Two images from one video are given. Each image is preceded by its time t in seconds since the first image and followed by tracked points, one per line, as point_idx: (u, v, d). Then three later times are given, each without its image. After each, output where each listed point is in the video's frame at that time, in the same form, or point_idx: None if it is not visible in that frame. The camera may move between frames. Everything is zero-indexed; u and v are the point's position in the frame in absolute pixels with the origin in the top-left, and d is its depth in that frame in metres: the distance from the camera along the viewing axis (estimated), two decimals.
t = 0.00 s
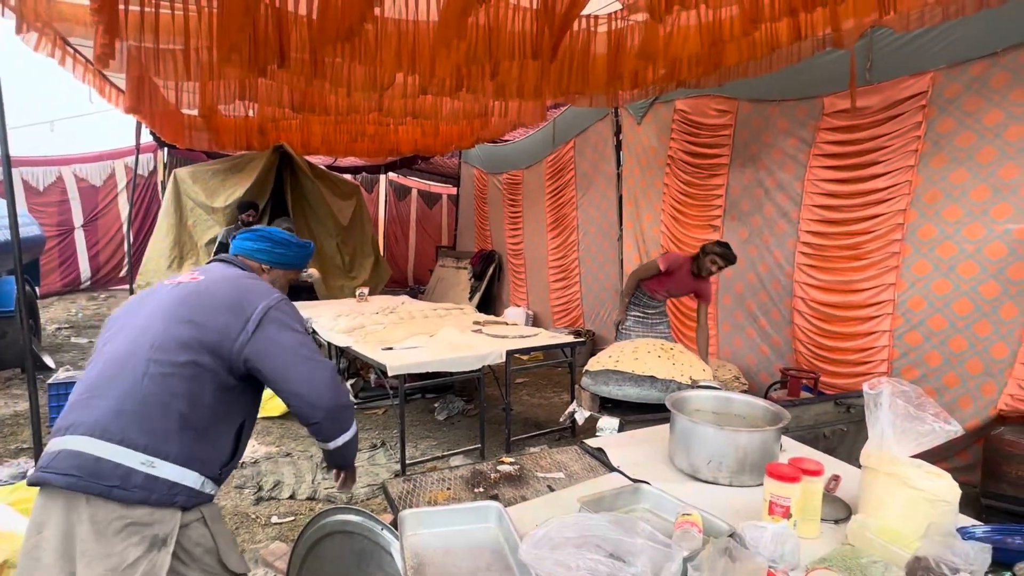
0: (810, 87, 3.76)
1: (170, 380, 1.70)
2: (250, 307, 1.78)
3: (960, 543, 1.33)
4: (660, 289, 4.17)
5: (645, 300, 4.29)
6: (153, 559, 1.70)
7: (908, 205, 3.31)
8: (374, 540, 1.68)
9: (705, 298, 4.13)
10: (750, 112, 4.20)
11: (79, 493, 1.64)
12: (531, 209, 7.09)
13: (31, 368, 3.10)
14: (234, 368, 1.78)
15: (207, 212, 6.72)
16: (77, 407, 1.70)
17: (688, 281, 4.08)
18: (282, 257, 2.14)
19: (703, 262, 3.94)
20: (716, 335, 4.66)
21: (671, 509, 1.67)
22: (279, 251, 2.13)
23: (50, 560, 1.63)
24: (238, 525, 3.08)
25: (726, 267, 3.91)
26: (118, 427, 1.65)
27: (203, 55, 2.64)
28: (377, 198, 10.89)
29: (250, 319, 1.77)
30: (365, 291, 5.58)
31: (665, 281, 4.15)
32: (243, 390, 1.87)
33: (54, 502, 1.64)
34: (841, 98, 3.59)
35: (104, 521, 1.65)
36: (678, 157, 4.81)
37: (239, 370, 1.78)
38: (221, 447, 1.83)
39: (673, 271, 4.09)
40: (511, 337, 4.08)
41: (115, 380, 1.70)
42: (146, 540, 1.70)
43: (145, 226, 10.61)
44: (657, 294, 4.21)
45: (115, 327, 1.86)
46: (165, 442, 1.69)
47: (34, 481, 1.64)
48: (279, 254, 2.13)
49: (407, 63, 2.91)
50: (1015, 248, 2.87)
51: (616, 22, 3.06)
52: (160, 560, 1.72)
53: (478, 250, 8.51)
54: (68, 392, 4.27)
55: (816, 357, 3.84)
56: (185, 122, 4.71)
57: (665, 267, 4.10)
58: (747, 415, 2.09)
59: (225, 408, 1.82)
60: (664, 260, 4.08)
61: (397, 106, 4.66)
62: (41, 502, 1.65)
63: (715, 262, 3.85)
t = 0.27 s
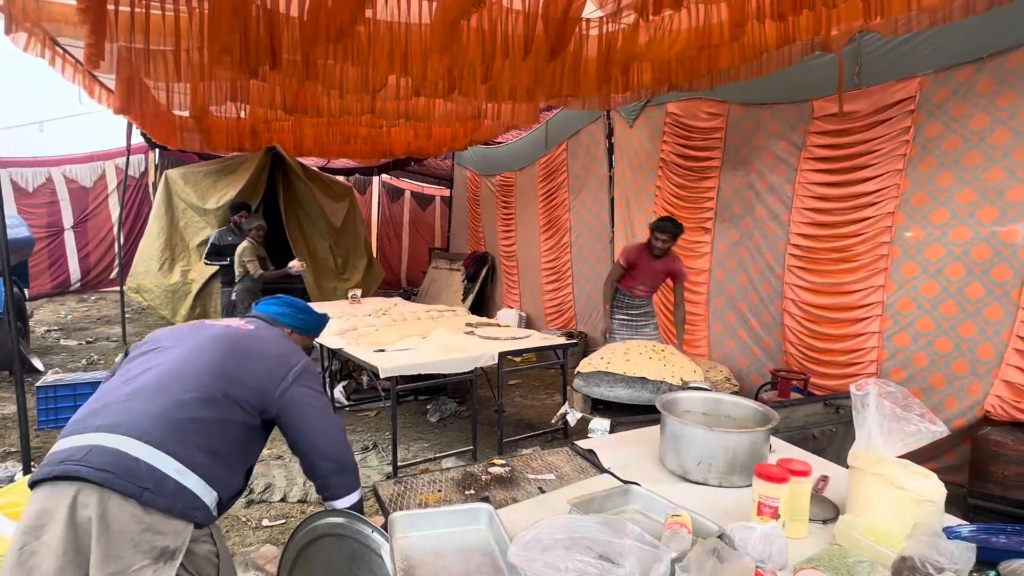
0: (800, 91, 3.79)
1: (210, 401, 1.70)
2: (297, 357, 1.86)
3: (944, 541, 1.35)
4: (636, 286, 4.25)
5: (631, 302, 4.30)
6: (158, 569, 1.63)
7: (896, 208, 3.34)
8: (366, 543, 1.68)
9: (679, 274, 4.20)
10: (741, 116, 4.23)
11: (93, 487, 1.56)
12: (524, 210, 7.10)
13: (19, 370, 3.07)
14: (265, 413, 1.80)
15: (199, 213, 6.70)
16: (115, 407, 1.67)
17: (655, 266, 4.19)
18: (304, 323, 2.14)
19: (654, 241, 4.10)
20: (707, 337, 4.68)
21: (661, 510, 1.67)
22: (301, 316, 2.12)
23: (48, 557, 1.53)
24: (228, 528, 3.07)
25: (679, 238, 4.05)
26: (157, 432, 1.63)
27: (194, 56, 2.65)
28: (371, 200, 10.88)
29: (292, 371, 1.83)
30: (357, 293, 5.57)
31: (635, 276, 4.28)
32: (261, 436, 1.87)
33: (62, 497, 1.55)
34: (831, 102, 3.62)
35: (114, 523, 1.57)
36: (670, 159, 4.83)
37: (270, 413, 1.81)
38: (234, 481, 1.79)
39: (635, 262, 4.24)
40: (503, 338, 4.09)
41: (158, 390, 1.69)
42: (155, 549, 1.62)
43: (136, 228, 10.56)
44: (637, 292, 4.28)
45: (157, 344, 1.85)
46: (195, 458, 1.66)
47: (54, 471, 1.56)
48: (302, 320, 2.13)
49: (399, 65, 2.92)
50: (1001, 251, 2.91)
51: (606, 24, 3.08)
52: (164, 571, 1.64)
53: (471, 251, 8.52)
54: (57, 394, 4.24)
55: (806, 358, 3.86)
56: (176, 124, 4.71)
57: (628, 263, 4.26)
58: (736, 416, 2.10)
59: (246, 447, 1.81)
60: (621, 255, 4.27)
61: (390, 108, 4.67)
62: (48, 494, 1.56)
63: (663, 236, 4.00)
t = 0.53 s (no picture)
0: (792, 92, 3.81)
1: (242, 421, 1.80)
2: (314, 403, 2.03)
3: (932, 540, 1.35)
4: (613, 285, 4.44)
5: (618, 301, 4.44)
6: (177, 568, 1.63)
7: (887, 209, 3.36)
8: (359, 544, 1.70)
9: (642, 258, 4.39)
10: (733, 117, 4.25)
11: (126, 478, 1.56)
12: (518, 211, 7.11)
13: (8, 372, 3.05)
14: (283, 450, 1.91)
15: (191, 214, 6.68)
16: (152, 412, 1.72)
17: (617, 262, 4.40)
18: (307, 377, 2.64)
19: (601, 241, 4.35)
20: (700, 338, 4.70)
21: (654, 510, 1.68)
22: (305, 372, 2.66)
23: (69, 550, 1.49)
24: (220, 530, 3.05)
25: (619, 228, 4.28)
26: (194, 436, 1.69)
27: (185, 56, 2.63)
28: (365, 200, 10.85)
29: (310, 413, 1.98)
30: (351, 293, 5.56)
31: (606, 278, 4.48)
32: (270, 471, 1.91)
33: (92, 488, 1.54)
34: (822, 104, 3.64)
35: (141, 519, 1.56)
36: (664, 160, 4.85)
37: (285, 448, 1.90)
38: (249, 505, 1.81)
39: (598, 266, 4.47)
40: (497, 339, 4.09)
41: (194, 403, 1.77)
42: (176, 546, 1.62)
43: (128, 228, 10.49)
44: (616, 290, 4.45)
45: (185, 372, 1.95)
46: (224, 469, 1.71)
47: (90, 463, 1.56)
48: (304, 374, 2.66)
49: (392, 66, 2.91)
50: (990, 251, 2.93)
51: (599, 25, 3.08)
52: (183, 572, 1.64)
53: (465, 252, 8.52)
54: (47, 397, 4.21)
55: (798, 358, 3.89)
56: (168, 123, 4.70)
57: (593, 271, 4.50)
58: (729, 416, 2.11)
59: (262, 481, 1.86)
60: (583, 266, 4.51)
61: (383, 108, 4.66)
62: (77, 486, 1.55)
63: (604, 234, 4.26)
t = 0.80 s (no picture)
0: (784, 92, 3.83)
1: (257, 430, 1.84)
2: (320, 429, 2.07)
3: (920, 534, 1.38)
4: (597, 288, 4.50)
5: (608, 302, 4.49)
6: (188, 562, 1.61)
7: (878, 208, 3.39)
8: (351, 542, 1.73)
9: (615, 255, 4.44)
10: (726, 117, 4.27)
11: (147, 468, 1.58)
12: (512, 211, 7.11)
13: None
14: (288, 468, 1.92)
15: (183, 213, 6.66)
16: (173, 411, 1.76)
17: (593, 269, 4.44)
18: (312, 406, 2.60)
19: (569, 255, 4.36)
20: (693, 337, 4.72)
21: (647, 507, 1.69)
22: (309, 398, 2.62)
23: (87, 535, 1.52)
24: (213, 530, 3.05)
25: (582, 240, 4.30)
26: (213, 435, 1.72)
27: (177, 54, 2.63)
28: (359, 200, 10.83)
29: (317, 434, 2.02)
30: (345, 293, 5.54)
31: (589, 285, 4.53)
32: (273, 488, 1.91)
33: (111, 476, 1.56)
34: (814, 104, 3.67)
35: (155, 510, 1.56)
36: (657, 160, 4.87)
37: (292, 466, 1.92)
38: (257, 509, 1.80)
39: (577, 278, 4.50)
40: (491, 338, 4.10)
41: (211, 407, 1.81)
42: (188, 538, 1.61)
43: (120, 228, 10.43)
44: (603, 292, 4.51)
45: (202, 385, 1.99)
46: (239, 470, 1.73)
47: (113, 451, 1.59)
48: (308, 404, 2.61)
49: (385, 66, 2.91)
50: (979, 249, 2.96)
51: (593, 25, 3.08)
52: (193, 565, 1.62)
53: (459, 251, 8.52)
54: (37, 397, 4.18)
55: (789, 356, 3.91)
56: (161, 122, 4.68)
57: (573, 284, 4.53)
58: (721, 413, 2.12)
59: (266, 497, 1.85)
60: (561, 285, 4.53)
61: (377, 107, 4.65)
62: (97, 474, 1.58)
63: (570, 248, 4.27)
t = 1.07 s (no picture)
0: (775, 94, 3.86)
1: (258, 448, 1.87)
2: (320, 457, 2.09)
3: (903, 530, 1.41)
4: (588, 288, 4.52)
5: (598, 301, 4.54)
6: (179, 565, 1.59)
7: (867, 209, 3.42)
8: (346, 544, 1.73)
9: (607, 256, 4.44)
10: (719, 118, 4.30)
11: (145, 469, 1.59)
12: (507, 211, 7.13)
13: None
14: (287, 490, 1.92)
15: (179, 214, 6.65)
16: (177, 422, 1.81)
17: (584, 267, 4.45)
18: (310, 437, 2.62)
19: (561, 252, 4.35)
20: (687, 336, 4.75)
21: (638, 506, 1.71)
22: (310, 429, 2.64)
23: (87, 531, 1.53)
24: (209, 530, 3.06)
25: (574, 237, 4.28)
26: (215, 444, 1.76)
27: (173, 56, 2.64)
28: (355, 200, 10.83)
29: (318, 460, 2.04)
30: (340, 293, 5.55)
31: (579, 284, 4.55)
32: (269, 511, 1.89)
33: (111, 476, 1.58)
34: (805, 105, 3.70)
35: (151, 511, 1.56)
36: (650, 161, 4.90)
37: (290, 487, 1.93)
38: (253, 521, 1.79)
39: (569, 276, 4.52)
40: (485, 338, 4.11)
41: (215, 422, 1.86)
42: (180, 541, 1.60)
43: (116, 228, 10.40)
44: (592, 291, 4.54)
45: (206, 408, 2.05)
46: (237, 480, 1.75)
47: (116, 450, 1.62)
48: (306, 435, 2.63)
49: (379, 68, 2.91)
50: (965, 249, 3.00)
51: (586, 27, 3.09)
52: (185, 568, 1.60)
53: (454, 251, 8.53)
54: (33, 398, 4.18)
55: (780, 355, 3.95)
56: (155, 123, 4.68)
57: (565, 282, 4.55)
58: (713, 412, 2.14)
59: (267, 517, 1.86)
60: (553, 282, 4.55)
61: (371, 109, 4.66)
62: (97, 474, 1.60)
63: (563, 245, 4.26)
